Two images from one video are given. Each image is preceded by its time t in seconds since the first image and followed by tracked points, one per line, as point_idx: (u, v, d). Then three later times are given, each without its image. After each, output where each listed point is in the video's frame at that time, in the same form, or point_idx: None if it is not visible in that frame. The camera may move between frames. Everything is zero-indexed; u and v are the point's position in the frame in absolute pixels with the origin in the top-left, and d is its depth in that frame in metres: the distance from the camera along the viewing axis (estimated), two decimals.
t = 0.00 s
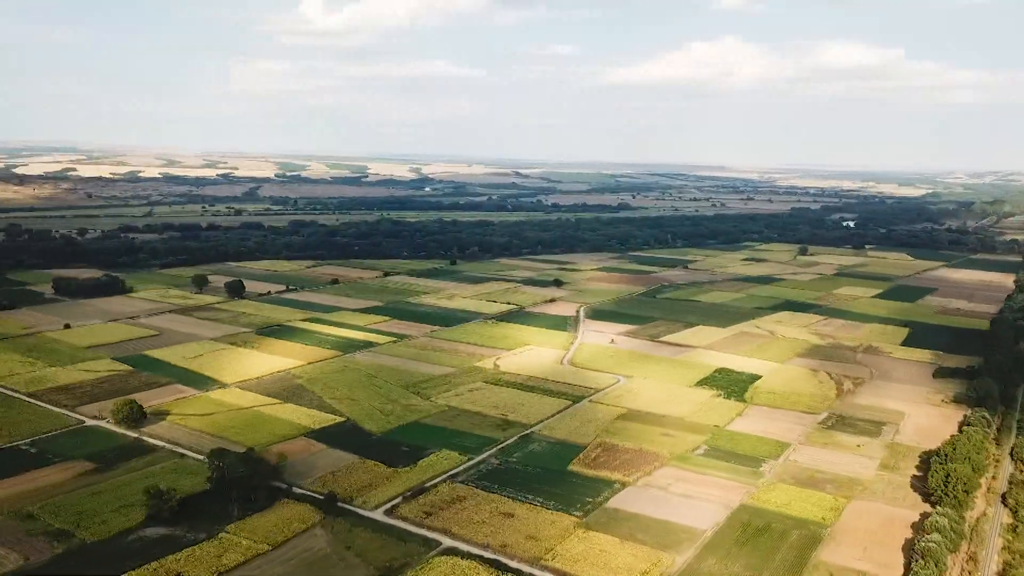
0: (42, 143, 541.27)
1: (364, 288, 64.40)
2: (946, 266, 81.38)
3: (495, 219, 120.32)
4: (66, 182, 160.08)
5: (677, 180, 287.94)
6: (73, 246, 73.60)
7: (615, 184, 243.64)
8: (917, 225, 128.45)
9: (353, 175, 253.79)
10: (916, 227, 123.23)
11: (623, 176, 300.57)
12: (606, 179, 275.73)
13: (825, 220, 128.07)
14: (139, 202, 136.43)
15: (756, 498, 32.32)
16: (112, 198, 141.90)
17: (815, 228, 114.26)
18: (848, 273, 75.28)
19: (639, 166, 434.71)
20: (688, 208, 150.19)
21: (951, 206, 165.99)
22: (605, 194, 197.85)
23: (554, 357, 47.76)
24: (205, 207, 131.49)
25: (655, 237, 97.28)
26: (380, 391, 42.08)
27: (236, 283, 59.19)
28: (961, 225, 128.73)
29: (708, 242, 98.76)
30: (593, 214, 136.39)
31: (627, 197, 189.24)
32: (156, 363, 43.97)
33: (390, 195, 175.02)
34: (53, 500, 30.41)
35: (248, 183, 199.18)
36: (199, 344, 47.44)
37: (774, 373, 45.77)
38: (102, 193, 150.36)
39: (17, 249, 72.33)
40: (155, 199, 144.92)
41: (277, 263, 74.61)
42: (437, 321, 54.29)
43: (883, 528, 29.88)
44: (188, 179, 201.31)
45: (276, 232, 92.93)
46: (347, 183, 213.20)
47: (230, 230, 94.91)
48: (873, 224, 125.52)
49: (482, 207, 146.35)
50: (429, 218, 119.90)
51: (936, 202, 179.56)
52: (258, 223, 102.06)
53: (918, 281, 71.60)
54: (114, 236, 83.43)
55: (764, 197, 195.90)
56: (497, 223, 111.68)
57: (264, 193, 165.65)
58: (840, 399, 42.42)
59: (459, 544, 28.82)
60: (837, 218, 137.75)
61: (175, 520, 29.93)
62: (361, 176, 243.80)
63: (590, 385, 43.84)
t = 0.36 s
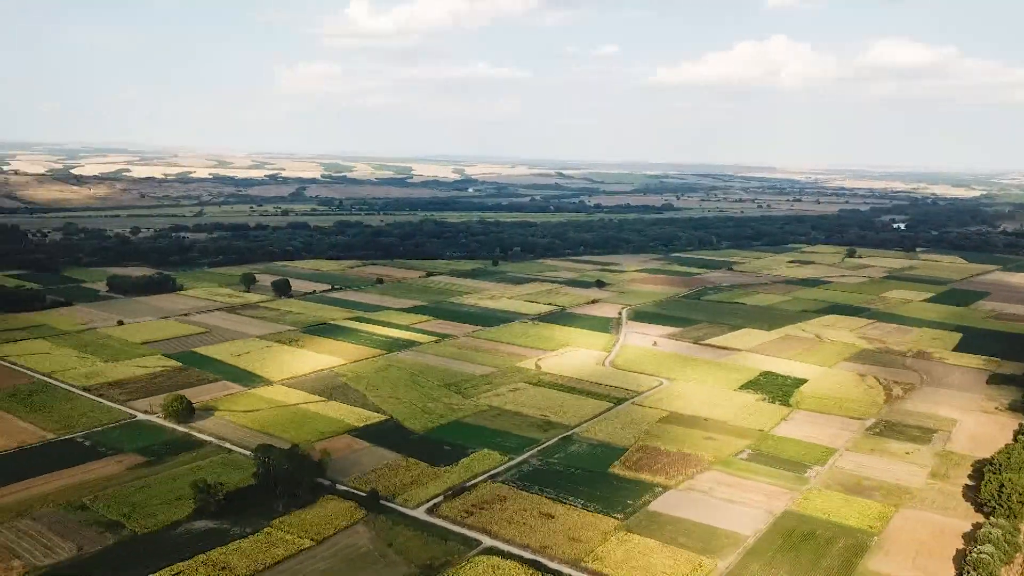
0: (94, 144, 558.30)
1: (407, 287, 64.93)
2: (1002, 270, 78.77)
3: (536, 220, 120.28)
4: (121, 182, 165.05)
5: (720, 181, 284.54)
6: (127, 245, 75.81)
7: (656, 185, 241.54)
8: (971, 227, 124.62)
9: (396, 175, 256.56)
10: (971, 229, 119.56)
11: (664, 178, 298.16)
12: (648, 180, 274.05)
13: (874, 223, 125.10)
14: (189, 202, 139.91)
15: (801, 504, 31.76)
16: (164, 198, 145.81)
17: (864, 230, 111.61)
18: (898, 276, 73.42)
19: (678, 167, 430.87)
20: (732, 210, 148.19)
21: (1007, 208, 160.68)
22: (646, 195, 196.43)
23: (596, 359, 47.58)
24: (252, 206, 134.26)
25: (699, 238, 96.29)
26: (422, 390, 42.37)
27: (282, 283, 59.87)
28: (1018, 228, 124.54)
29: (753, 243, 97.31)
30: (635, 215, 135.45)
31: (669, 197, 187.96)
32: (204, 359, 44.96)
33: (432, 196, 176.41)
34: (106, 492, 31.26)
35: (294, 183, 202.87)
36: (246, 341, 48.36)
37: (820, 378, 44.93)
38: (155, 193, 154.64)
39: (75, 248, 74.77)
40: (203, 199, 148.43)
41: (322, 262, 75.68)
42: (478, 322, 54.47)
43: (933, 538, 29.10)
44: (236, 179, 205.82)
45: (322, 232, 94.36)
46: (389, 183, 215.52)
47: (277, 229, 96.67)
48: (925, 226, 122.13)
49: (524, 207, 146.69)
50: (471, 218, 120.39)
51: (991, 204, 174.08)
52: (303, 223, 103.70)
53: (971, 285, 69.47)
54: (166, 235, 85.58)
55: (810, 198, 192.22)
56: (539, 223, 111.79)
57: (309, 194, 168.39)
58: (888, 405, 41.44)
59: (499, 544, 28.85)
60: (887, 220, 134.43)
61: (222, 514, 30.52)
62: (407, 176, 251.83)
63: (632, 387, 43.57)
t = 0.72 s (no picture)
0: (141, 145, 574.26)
1: (448, 287, 65.30)
2: None
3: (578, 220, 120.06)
4: (172, 183, 169.62)
5: (762, 182, 281.15)
6: (176, 244, 77.69)
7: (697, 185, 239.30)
8: None
9: (438, 176, 259.29)
10: None
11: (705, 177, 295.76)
12: (689, 180, 271.93)
13: (924, 224, 122.00)
14: (236, 202, 142.95)
15: (846, 510, 31.14)
16: (212, 198, 149.23)
17: (913, 232, 108.88)
18: (948, 280, 71.50)
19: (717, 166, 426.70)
20: (776, 211, 146.04)
21: None
22: (687, 196, 194.51)
23: (637, 361, 47.27)
24: (299, 206, 136.73)
25: (742, 240, 95.10)
26: (463, 389, 42.54)
27: (326, 282, 60.81)
28: None
29: (797, 245, 95.75)
30: (676, 215, 134.43)
31: (709, 198, 186.07)
32: (249, 357, 45.80)
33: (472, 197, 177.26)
34: (154, 485, 31.99)
35: (336, 183, 205.72)
36: (289, 339, 49.12)
37: (866, 382, 44.01)
38: (203, 193, 158.51)
39: (127, 247, 76.92)
40: (249, 199, 151.53)
41: (364, 262, 76.53)
42: (518, 322, 54.52)
43: (984, 549, 28.26)
44: (282, 180, 209.88)
45: (365, 232, 95.49)
46: (429, 184, 217.15)
47: (321, 229, 98.15)
48: (978, 229, 118.69)
49: (563, 208, 146.57)
50: (512, 219, 120.75)
51: None
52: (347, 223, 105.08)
53: None
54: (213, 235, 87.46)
55: (855, 199, 188.43)
56: (580, 224, 111.58)
57: (350, 194, 170.56)
58: (937, 411, 40.40)
59: (538, 544, 28.81)
60: (937, 222, 131.06)
61: (265, 509, 31.01)
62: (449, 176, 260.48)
63: (673, 389, 43.20)
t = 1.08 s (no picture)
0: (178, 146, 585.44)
1: (481, 287, 65.51)
2: None
3: (612, 221, 119.66)
4: (211, 183, 172.85)
5: (798, 183, 277.89)
6: (215, 244, 79.16)
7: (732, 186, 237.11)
8: None
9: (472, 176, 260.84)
10: None
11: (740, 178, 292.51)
12: (723, 180, 269.98)
13: (968, 226, 119.33)
14: (273, 202, 145.34)
15: (883, 517, 30.57)
16: (249, 198, 151.88)
17: (956, 234, 106.49)
18: (992, 282, 69.84)
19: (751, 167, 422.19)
20: (813, 212, 144.12)
21: None
22: (720, 197, 192.70)
23: (671, 363, 46.96)
24: (335, 207, 138.47)
25: (778, 241, 93.95)
26: (495, 389, 42.62)
27: (360, 282, 61.38)
28: None
29: (835, 246, 94.37)
30: (711, 216, 133.33)
31: (744, 199, 184.24)
32: (285, 355, 46.42)
33: (504, 197, 177.78)
34: (192, 480, 32.55)
35: (371, 184, 207.93)
36: (323, 338, 49.68)
37: (905, 387, 43.18)
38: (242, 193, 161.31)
39: (168, 246, 78.60)
40: (286, 199, 153.74)
41: (397, 262, 77.14)
42: (552, 323, 54.48)
43: None
44: (318, 180, 212.49)
45: (400, 232, 96.22)
46: (462, 185, 218.30)
47: (356, 229, 99.22)
48: None
49: (596, 208, 146.22)
50: (545, 220, 120.80)
51: None
52: (382, 223, 106.05)
53: None
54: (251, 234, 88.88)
55: (895, 200, 184.99)
56: (614, 225, 111.29)
57: (384, 194, 172.19)
58: (979, 417, 39.49)
59: (570, 546, 28.74)
60: (981, 224, 128.12)
61: (299, 505, 31.35)
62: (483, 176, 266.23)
63: (707, 392, 42.82)
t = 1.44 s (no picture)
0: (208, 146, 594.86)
1: (510, 288, 65.60)
2: None
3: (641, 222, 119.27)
4: (244, 184, 175.32)
5: (829, 183, 275.04)
6: (247, 243, 80.33)
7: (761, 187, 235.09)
8: None
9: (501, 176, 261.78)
10: None
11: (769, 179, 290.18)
12: (753, 180, 267.92)
13: (1006, 227, 117.09)
14: (304, 203, 147.26)
15: (917, 522, 30.07)
16: (282, 198, 154.09)
17: (994, 235, 104.47)
18: None
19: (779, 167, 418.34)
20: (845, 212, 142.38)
21: None
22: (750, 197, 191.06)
23: (700, 365, 46.64)
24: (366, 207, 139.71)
25: (810, 242, 92.95)
26: (523, 390, 42.62)
27: (390, 281, 61.74)
28: None
29: (868, 248, 93.16)
30: (741, 217, 132.27)
31: (774, 199, 182.71)
32: (314, 353, 46.88)
33: (532, 198, 178.22)
34: (223, 477, 32.95)
35: (400, 184, 209.56)
36: (353, 337, 50.08)
37: (940, 391, 42.45)
38: (274, 194, 163.43)
39: (201, 245, 79.92)
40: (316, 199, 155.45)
41: (426, 262, 77.56)
42: (580, 324, 54.38)
43: None
44: (348, 181, 214.55)
45: (429, 232, 96.75)
46: (490, 185, 219.15)
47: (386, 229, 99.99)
48: None
49: (625, 208, 145.79)
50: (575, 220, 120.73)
51: None
52: (412, 223, 106.78)
53: None
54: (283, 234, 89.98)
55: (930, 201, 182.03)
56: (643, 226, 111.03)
57: (412, 194, 173.42)
58: (1017, 422, 38.68)
59: (597, 547, 28.64)
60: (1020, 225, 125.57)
61: (328, 503, 31.59)
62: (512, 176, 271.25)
63: (737, 394, 42.45)
